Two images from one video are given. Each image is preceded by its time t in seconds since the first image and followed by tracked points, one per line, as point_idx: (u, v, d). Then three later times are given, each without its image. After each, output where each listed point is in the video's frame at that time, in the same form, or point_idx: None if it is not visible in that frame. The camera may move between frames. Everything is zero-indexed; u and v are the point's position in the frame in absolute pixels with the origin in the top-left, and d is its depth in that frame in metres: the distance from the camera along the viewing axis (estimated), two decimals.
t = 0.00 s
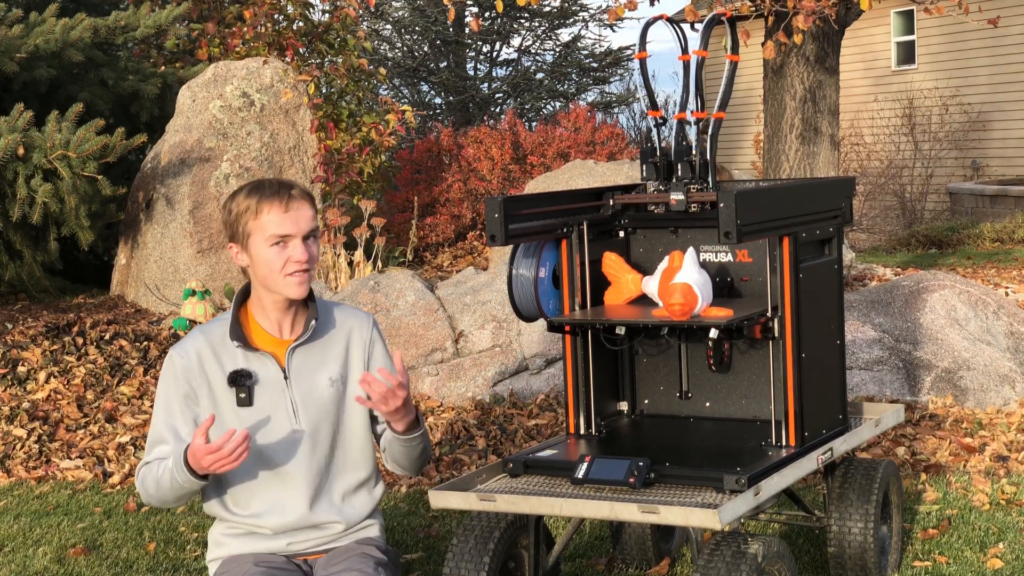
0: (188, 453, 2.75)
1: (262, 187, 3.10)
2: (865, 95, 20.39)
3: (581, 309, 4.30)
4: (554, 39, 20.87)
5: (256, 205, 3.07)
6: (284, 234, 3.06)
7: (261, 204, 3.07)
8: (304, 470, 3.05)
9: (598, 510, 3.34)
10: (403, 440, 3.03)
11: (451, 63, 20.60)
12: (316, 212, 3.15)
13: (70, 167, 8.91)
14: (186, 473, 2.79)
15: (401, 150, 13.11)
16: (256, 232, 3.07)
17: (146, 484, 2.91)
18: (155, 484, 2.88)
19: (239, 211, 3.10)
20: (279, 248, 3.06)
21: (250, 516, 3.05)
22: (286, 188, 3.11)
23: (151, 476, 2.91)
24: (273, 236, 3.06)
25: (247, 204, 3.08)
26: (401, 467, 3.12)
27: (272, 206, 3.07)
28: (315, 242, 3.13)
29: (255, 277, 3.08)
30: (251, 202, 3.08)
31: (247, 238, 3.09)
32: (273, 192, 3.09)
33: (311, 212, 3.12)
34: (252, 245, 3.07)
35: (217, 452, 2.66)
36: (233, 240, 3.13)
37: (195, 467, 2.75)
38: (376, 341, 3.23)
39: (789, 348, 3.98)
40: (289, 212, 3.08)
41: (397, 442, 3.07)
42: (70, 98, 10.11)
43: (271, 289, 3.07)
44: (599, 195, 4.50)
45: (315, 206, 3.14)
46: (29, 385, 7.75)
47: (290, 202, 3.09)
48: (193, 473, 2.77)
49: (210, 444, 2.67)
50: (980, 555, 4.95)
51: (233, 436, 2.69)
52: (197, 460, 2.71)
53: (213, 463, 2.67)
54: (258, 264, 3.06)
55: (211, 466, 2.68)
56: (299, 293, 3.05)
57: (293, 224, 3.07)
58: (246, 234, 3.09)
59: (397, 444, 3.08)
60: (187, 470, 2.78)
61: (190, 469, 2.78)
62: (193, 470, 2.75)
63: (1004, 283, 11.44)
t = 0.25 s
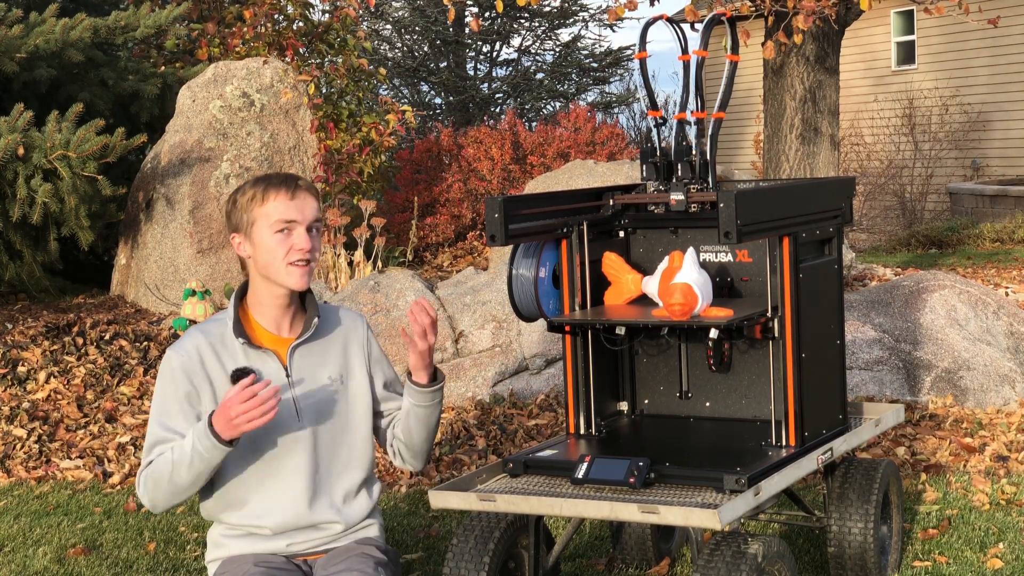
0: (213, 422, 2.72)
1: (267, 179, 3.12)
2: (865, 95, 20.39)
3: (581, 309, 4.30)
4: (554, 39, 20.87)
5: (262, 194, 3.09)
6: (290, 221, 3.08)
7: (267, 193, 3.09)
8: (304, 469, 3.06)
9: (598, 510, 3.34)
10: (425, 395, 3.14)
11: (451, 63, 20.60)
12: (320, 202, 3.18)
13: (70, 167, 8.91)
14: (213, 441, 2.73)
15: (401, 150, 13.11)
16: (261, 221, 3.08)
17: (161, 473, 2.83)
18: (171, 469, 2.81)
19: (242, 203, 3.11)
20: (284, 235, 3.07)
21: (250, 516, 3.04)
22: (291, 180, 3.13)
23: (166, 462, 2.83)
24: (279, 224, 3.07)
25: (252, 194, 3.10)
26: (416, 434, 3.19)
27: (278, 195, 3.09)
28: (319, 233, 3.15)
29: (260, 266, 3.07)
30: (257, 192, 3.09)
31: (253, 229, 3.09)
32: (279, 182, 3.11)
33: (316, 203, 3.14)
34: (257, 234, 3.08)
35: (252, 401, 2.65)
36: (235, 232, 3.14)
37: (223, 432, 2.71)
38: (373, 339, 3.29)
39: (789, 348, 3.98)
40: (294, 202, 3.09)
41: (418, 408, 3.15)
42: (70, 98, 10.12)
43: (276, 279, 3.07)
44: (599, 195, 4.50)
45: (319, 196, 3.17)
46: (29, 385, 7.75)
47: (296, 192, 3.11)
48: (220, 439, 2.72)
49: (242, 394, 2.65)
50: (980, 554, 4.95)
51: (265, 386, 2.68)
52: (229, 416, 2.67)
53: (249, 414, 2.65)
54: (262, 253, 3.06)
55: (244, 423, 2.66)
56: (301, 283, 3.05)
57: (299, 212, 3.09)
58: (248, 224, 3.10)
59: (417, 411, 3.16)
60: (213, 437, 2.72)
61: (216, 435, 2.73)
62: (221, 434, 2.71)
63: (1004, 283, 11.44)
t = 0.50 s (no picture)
0: (296, 406, 2.77)
1: (267, 180, 3.12)
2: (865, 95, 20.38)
3: (581, 309, 4.30)
4: (554, 39, 20.87)
5: (264, 195, 3.09)
6: (293, 223, 3.09)
7: (269, 195, 3.09)
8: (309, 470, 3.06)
9: (598, 510, 3.34)
10: (426, 418, 3.21)
11: (451, 63, 20.60)
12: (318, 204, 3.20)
13: (70, 167, 8.91)
14: (300, 432, 2.78)
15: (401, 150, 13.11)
16: (264, 222, 3.07)
17: (226, 474, 2.81)
18: (242, 470, 2.80)
19: (243, 205, 3.11)
20: (290, 237, 3.08)
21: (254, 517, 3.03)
22: (290, 181, 3.14)
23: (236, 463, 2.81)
24: (282, 226, 3.07)
25: (254, 196, 3.10)
26: (399, 445, 3.27)
27: (280, 197, 3.09)
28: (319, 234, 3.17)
29: (266, 269, 3.07)
30: (259, 194, 3.09)
31: (256, 231, 3.09)
32: (279, 183, 3.12)
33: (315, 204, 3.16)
34: (260, 237, 3.07)
35: (342, 380, 2.74)
36: (235, 234, 3.13)
37: (310, 418, 2.77)
38: (367, 342, 3.34)
39: (789, 348, 3.98)
40: (296, 203, 3.10)
41: (412, 425, 3.22)
42: (70, 98, 10.12)
43: (283, 281, 3.08)
44: (599, 195, 4.50)
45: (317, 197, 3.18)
46: (29, 385, 7.75)
47: (297, 194, 3.12)
48: (306, 425, 2.78)
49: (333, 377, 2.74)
50: (980, 554, 4.95)
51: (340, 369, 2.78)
52: (320, 401, 2.75)
53: (338, 393, 2.74)
54: (267, 255, 3.06)
55: (334, 403, 2.75)
56: (305, 282, 3.07)
57: (301, 213, 3.10)
58: (250, 226, 3.10)
59: (412, 428, 3.23)
60: (297, 426, 2.78)
61: (299, 423, 2.78)
62: (306, 420, 2.77)
63: (1004, 283, 11.44)
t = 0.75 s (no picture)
0: (279, 419, 2.76)
1: (268, 183, 3.12)
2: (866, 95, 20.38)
3: (581, 309, 4.30)
4: (554, 39, 20.87)
5: (264, 200, 3.09)
6: (293, 228, 3.08)
7: (269, 200, 3.09)
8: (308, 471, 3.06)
9: (598, 510, 3.34)
10: (430, 418, 3.20)
11: (451, 63, 20.59)
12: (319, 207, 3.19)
13: (70, 167, 8.91)
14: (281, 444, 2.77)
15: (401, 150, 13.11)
16: (264, 227, 3.08)
17: (204, 477, 2.82)
18: (220, 475, 2.81)
19: (244, 208, 3.11)
20: (289, 242, 3.08)
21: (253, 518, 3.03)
22: (292, 184, 3.13)
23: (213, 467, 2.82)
24: (282, 231, 3.07)
25: (255, 200, 3.09)
26: (401, 446, 3.26)
27: (280, 202, 3.09)
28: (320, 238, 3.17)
29: (266, 273, 3.08)
30: (259, 198, 3.09)
31: (257, 235, 3.09)
32: (280, 187, 3.11)
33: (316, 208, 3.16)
34: (261, 241, 3.08)
35: (327, 399, 2.70)
36: (235, 237, 3.13)
37: (292, 432, 2.75)
38: (371, 343, 3.33)
39: (789, 348, 3.98)
40: (296, 207, 3.10)
41: (416, 425, 3.21)
42: (70, 98, 10.12)
43: (282, 285, 3.08)
44: (599, 195, 4.50)
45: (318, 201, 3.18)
46: (29, 385, 7.75)
47: (297, 198, 3.11)
48: (287, 438, 2.76)
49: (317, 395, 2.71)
50: (980, 554, 4.95)
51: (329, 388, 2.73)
52: (301, 417, 2.72)
53: (322, 411, 2.71)
54: (268, 260, 3.06)
55: (318, 419, 2.71)
56: (306, 287, 3.06)
57: (301, 218, 3.10)
58: (251, 229, 3.10)
59: (415, 429, 3.22)
60: (278, 439, 2.76)
61: (280, 436, 2.77)
62: (287, 433, 2.75)
63: (1004, 282, 11.44)
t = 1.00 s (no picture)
0: (271, 426, 2.76)
1: (271, 183, 3.12)
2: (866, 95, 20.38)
3: (581, 309, 4.30)
4: (554, 39, 20.86)
5: (266, 200, 3.09)
6: (294, 229, 3.08)
7: (271, 200, 3.09)
8: (307, 471, 3.06)
9: (598, 510, 3.34)
10: (423, 418, 3.20)
11: (451, 63, 20.59)
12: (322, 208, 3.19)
13: (70, 167, 8.91)
14: (271, 451, 2.78)
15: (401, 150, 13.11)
16: (265, 227, 3.08)
17: (195, 479, 2.82)
18: (210, 478, 2.82)
19: (246, 207, 3.11)
20: (290, 243, 3.08)
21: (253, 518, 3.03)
22: (294, 184, 3.13)
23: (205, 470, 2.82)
24: (283, 232, 3.07)
25: (257, 199, 3.10)
26: (398, 447, 3.26)
27: (282, 202, 3.09)
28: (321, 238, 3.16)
29: (266, 274, 3.08)
30: (261, 198, 3.09)
31: (258, 235, 3.09)
32: (282, 187, 3.11)
33: (318, 209, 3.16)
34: (262, 242, 3.08)
35: (318, 408, 2.71)
36: (236, 236, 3.13)
37: (283, 439, 2.75)
38: (371, 343, 3.32)
39: (789, 348, 3.98)
40: (298, 208, 3.10)
41: (410, 425, 3.22)
42: (70, 98, 10.12)
43: (282, 286, 3.08)
44: (599, 195, 4.50)
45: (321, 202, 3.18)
46: (29, 385, 7.75)
47: (299, 199, 3.11)
48: (278, 446, 2.76)
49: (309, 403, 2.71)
50: (980, 555, 4.95)
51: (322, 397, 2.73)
52: (290, 425, 2.73)
53: (313, 420, 2.71)
54: (269, 260, 3.06)
55: (308, 427, 2.72)
56: (305, 289, 3.06)
57: (302, 219, 3.10)
58: (252, 229, 3.10)
59: (410, 429, 3.22)
60: (269, 447, 2.77)
61: (272, 444, 2.77)
62: (277, 441, 2.76)
63: (1004, 283, 11.44)
